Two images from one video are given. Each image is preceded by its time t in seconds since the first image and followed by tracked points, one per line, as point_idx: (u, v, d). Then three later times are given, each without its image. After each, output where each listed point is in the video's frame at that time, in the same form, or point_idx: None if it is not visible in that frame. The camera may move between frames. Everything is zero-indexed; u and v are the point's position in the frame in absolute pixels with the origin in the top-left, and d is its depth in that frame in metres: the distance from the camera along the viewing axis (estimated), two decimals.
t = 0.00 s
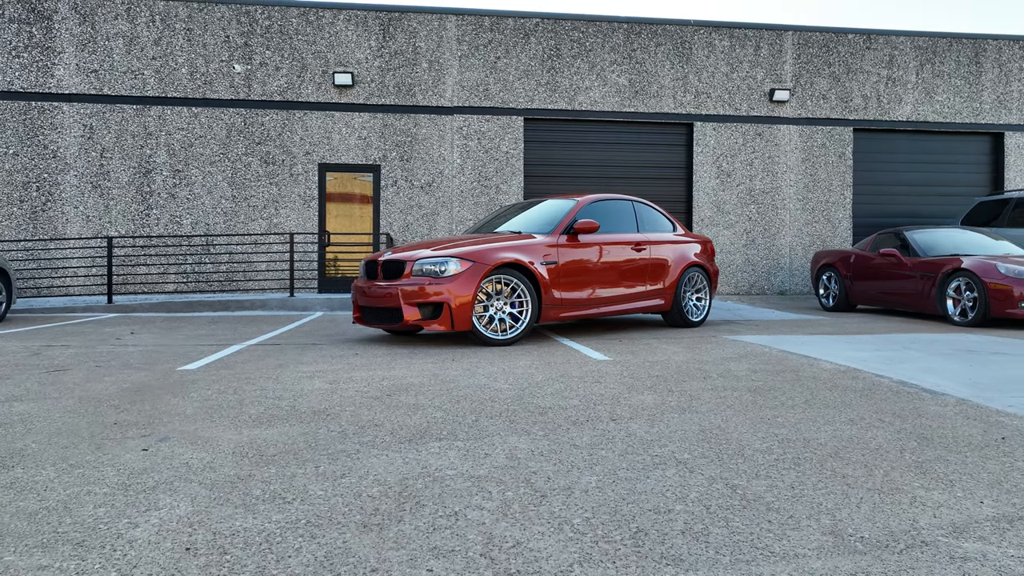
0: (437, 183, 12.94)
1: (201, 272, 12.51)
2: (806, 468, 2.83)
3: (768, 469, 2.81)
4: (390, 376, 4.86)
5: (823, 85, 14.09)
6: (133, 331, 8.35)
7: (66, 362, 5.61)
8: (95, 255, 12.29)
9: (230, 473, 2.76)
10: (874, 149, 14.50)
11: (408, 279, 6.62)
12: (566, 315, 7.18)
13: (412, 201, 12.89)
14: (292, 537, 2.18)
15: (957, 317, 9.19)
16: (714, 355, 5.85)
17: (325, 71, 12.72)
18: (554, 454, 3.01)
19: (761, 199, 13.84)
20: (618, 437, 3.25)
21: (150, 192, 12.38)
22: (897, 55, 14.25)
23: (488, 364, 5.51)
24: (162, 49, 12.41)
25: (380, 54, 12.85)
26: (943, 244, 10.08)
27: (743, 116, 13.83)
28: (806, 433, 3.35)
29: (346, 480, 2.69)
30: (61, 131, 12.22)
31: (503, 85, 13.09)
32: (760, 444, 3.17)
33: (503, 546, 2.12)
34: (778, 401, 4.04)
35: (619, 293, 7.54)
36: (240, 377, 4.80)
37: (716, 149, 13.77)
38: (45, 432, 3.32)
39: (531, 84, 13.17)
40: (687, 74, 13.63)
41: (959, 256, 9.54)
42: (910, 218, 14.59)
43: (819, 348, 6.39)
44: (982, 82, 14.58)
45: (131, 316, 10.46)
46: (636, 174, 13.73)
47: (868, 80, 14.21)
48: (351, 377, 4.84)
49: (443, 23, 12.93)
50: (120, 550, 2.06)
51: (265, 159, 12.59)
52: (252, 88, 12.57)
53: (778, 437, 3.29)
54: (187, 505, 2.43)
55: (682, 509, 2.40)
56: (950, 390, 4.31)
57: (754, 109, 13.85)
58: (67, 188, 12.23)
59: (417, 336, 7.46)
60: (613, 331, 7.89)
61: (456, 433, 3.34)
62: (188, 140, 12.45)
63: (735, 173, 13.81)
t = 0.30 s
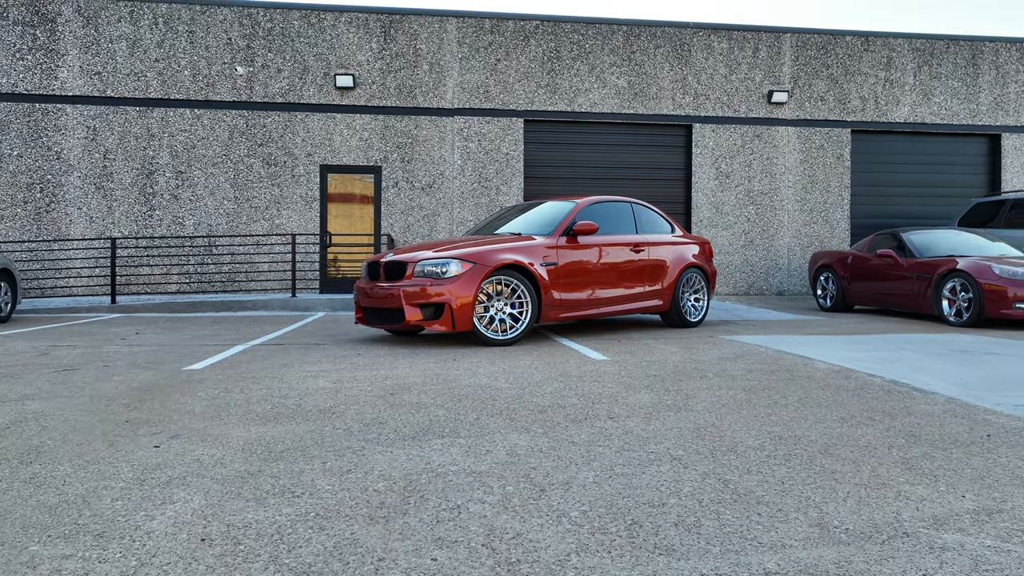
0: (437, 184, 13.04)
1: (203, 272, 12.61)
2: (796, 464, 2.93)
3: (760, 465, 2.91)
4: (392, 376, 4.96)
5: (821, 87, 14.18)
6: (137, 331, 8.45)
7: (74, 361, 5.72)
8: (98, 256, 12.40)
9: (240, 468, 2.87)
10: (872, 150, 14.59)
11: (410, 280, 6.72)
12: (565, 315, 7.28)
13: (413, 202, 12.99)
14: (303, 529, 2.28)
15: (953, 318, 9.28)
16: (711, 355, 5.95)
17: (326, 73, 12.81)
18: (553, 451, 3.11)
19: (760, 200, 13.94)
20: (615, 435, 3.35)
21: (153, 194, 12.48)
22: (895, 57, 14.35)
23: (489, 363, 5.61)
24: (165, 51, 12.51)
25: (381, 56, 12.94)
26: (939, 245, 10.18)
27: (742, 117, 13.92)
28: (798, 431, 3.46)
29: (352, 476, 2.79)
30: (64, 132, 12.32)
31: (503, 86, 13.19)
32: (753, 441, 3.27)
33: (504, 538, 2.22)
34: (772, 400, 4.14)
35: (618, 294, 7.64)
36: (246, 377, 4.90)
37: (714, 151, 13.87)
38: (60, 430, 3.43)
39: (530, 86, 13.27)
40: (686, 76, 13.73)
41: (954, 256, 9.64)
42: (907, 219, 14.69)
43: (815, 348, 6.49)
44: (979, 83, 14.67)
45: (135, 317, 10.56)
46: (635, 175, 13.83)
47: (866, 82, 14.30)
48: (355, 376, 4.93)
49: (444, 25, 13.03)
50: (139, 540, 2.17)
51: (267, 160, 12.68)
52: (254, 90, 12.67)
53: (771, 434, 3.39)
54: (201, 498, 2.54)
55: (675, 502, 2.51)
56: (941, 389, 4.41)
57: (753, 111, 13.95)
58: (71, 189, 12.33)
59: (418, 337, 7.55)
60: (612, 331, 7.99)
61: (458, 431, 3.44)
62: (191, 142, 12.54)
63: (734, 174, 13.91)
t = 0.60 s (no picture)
0: (438, 185, 13.15)
1: (206, 273, 12.71)
2: (785, 459, 3.05)
3: (750, 461, 3.02)
4: (395, 375, 5.08)
5: (819, 89, 14.29)
6: (142, 331, 8.56)
7: (81, 361, 5.82)
8: (102, 256, 12.51)
9: (249, 464, 2.98)
10: (869, 151, 14.70)
11: (411, 281, 6.83)
12: (564, 315, 7.39)
13: (413, 203, 13.09)
14: (311, 520, 2.39)
15: (947, 318, 9.39)
16: (706, 355, 6.06)
17: (327, 75, 12.92)
18: (549, 447, 3.22)
19: (758, 202, 14.04)
20: (610, 432, 3.46)
21: (156, 195, 12.59)
22: (892, 59, 14.46)
23: (488, 363, 5.72)
24: (168, 53, 12.62)
25: (381, 58, 13.05)
26: (934, 246, 10.28)
27: (740, 119, 14.03)
28: (787, 428, 3.57)
29: (357, 471, 2.90)
30: (68, 134, 12.43)
31: (503, 88, 13.30)
32: (744, 438, 3.38)
33: (503, 528, 2.33)
34: (764, 398, 4.25)
35: (616, 295, 7.75)
36: (251, 376, 5.01)
37: (713, 152, 13.98)
38: (73, 427, 3.54)
39: (530, 88, 13.38)
40: (684, 78, 13.84)
41: (949, 257, 9.74)
42: (904, 220, 14.79)
43: (809, 348, 6.60)
44: (976, 85, 14.78)
45: (139, 317, 10.66)
46: (634, 176, 13.94)
47: (863, 84, 14.40)
48: (358, 375, 5.04)
49: (444, 28, 13.13)
50: (156, 530, 2.28)
51: (269, 161, 12.78)
52: (256, 92, 12.78)
53: (762, 431, 3.50)
54: (212, 491, 2.65)
55: (667, 495, 2.62)
56: (930, 388, 4.52)
57: (751, 113, 14.05)
58: (74, 190, 12.44)
59: (420, 337, 7.66)
60: (611, 331, 8.11)
61: (458, 428, 3.55)
62: (193, 143, 12.65)
63: (732, 175, 14.02)
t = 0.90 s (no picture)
0: (439, 186, 13.25)
1: (209, 272, 12.81)
2: (778, 451, 3.16)
3: (744, 453, 3.14)
4: (399, 372, 5.19)
5: (817, 90, 14.40)
6: (147, 330, 8.65)
7: (90, 358, 5.93)
8: (106, 256, 12.61)
9: (262, 455, 3.09)
10: (867, 152, 14.81)
11: (414, 280, 6.94)
12: (564, 314, 7.50)
13: (415, 204, 13.20)
14: (324, 508, 2.50)
15: (943, 317, 9.50)
16: (704, 352, 6.17)
17: (329, 76, 13.03)
18: (551, 440, 3.33)
19: (757, 202, 14.15)
20: (610, 426, 3.57)
21: (159, 195, 12.69)
22: (890, 60, 14.57)
23: (490, 360, 5.83)
24: (171, 55, 12.73)
25: (383, 59, 13.16)
26: (931, 246, 10.39)
27: (739, 120, 14.14)
28: (781, 422, 3.68)
29: (365, 462, 3.01)
30: (72, 134, 12.53)
31: (503, 89, 13.41)
32: (739, 431, 3.49)
33: (507, 515, 2.44)
34: (760, 394, 4.36)
35: (616, 294, 7.86)
36: (259, 373, 5.12)
37: (712, 153, 14.09)
38: (88, 421, 3.65)
39: (531, 89, 13.48)
40: (684, 79, 13.95)
41: (946, 257, 9.85)
42: (902, 220, 14.89)
43: (807, 346, 6.71)
44: (973, 86, 14.89)
45: (143, 316, 10.77)
46: (634, 177, 14.05)
47: (862, 85, 14.51)
48: (363, 372, 5.15)
49: (445, 29, 13.23)
50: (176, 517, 2.39)
51: (271, 162, 12.89)
52: (258, 93, 12.88)
53: (757, 425, 3.61)
54: (227, 481, 2.76)
55: (664, 485, 2.73)
56: (922, 384, 4.63)
57: (750, 113, 14.16)
58: (78, 190, 12.55)
59: (422, 335, 7.77)
60: (610, 330, 8.21)
61: (462, 422, 3.66)
62: (196, 144, 12.75)
63: (731, 176, 14.13)
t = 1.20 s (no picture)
0: (440, 186, 13.36)
1: (212, 272, 12.91)
2: (771, 443, 3.26)
3: (739, 444, 3.25)
4: (403, 368, 5.29)
5: (816, 91, 14.50)
6: (151, 329, 8.75)
7: (98, 356, 6.04)
8: (109, 256, 12.71)
9: (272, 447, 3.20)
10: (865, 152, 14.92)
11: (416, 279, 7.04)
12: (564, 313, 7.61)
13: (416, 204, 13.30)
14: (335, 495, 2.61)
15: (939, 316, 9.60)
16: (702, 350, 6.28)
17: (331, 77, 13.14)
18: (552, 433, 3.44)
19: (755, 202, 14.26)
20: (609, 420, 3.67)
21: (163, 195, 12.80)
22: (887, 61, 14.67)
23: (492, 358, 5.94)
24: (174, 56, 12.83)
25: (385, 60, 13.27)
26: (927, 245, 10.50)
27: (738, 120, 14.24)
28: (776, 416, 3.79)
29: (373, 453, 3.12)
30: (76, 135, 12.64)
31: (504, 90, 13.52)
32: (734, 425, 3.60)
33: (511, 501, 2.56)
34: (756, 389, 4.47)
35: (615, 293, 7.97)
36: (266, 369, 5.23)
37: (711, 153, 14.20)
38: (103, 415, 3.76)
39: (531, 90, 13.59)
40: (683, 80, 14.06)
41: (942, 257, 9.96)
42: (900, 220, 15.00)
43: (803, 344, 6.82)
44: (970, 87, 14.99)
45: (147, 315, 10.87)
46: (633, 177, 14.15)
47: (859, 86, 14.61)
48: (367, 369, 5.26)
49: (446, 31, 13.34)
50: (194, 503, 2.50)
51: (274, 162, 13.00)
52: (261, 94, 12.98)
53: (753, 419, 3.72)
54: (241, 471, 2.87)
55: (661, 474, 2.84)
56: (914, 380, 4.74)
57: (748, 114, 14.27)
58: (83, 191, 12.65)
59: (424, 333, 7.88)
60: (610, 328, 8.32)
61: (466, 416, 3.77)
62: (199, 144, 12.85)
63: (730, 176, 14.24)
